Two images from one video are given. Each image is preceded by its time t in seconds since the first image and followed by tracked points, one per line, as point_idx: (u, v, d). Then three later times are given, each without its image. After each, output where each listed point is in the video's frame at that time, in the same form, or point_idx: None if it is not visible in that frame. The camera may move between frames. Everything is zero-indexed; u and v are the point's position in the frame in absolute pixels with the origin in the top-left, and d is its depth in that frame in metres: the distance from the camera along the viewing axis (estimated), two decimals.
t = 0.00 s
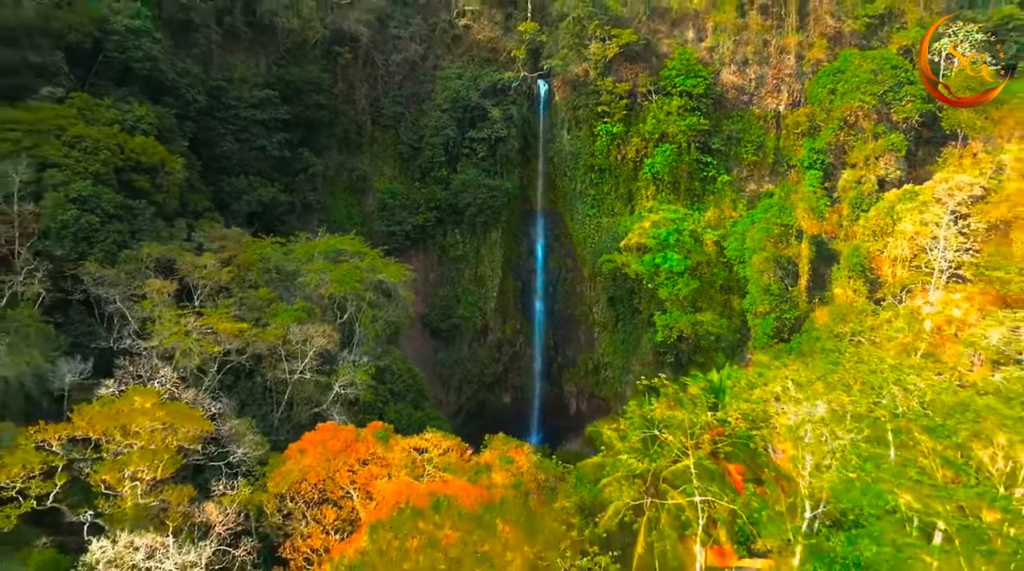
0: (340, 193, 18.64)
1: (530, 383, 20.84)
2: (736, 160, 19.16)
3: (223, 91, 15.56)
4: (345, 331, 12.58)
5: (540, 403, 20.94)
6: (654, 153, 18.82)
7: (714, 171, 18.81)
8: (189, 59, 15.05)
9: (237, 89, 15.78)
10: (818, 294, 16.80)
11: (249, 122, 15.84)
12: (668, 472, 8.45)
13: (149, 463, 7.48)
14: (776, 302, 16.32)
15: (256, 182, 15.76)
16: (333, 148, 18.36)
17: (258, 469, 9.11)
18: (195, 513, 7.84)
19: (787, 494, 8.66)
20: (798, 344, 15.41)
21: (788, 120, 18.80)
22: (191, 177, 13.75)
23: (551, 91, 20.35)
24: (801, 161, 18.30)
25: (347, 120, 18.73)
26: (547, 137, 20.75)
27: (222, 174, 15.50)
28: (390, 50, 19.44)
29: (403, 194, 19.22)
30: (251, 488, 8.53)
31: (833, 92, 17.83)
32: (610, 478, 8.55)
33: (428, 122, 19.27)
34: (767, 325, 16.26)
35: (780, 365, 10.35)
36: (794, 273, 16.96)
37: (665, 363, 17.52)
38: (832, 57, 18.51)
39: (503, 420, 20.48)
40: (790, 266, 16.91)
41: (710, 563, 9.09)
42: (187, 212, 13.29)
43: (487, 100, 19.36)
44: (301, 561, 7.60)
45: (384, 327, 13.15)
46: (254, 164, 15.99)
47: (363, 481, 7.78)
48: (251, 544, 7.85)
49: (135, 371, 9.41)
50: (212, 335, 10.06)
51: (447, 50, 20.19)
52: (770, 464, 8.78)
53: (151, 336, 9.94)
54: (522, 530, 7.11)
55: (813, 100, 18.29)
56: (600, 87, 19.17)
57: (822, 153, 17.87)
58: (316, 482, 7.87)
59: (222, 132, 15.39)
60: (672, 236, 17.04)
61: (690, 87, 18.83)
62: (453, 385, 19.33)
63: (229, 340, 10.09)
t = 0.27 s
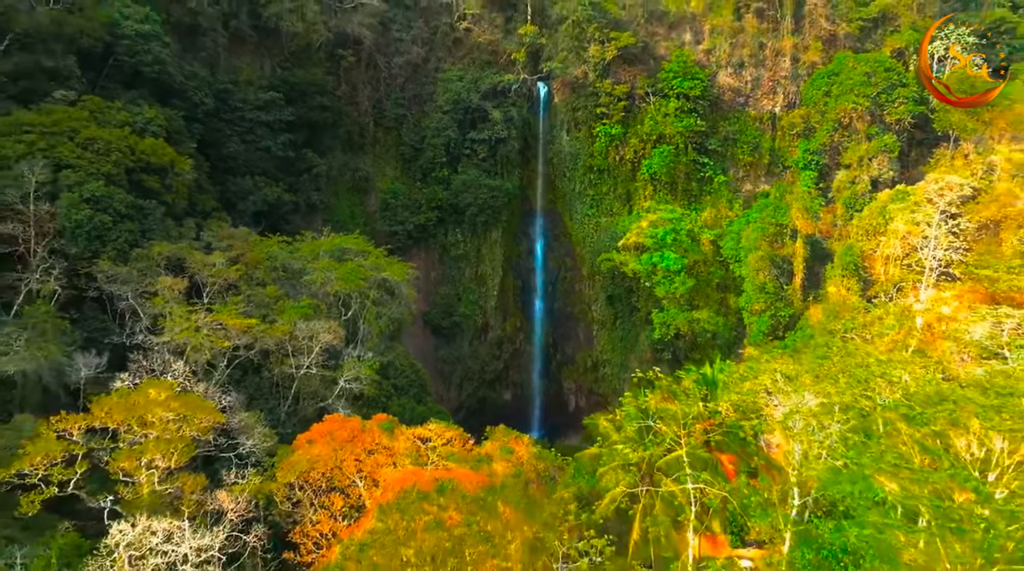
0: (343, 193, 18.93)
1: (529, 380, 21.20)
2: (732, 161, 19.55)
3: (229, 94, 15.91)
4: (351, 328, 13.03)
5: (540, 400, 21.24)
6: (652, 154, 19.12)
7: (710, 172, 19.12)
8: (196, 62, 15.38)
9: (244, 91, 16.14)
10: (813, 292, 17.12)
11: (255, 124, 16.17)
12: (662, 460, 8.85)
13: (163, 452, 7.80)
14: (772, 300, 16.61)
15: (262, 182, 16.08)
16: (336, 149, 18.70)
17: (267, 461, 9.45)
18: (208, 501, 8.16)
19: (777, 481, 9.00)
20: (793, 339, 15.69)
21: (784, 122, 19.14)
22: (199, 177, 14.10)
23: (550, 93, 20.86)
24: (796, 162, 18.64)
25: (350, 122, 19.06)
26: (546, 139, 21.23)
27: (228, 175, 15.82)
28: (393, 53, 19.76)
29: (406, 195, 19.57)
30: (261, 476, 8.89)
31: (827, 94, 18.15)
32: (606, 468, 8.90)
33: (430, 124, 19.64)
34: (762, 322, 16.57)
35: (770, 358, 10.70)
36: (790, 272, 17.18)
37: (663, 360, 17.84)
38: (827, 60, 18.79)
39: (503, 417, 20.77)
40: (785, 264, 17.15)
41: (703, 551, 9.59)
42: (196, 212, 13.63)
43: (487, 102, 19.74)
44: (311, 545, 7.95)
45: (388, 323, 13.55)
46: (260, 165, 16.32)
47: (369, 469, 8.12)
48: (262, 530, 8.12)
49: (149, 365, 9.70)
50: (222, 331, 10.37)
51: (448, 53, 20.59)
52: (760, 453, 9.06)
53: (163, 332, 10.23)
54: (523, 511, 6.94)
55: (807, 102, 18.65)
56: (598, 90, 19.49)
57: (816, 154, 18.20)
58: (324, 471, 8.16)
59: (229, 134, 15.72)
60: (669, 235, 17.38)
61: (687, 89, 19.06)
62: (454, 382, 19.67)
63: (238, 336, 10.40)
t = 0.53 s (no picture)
0: (346, 193, 19.19)
1: (529, 378, 21.37)
2: (728, 162, 19.82)
3: (235, 96, 16.25)
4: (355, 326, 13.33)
5: (539, 397, 21.43)
6: (649, 154, 19.47)
7: (707, 172, 19.43)
8: (203, 65, 15.71)
9: (249, 93, 16.49)
10: (808, 290, 17.44)
11: (260, 126, 16.50)
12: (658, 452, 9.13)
13: (178, 441, 8.11)
14: (768, 298, 16.93)
15: (267, 182, 16.38)
16: (339, 150, 19.01)
17: (275, 453, 9.74)
18: (220, 489, 8.48)
19: (767, 471, 9.31)
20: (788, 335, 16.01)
21: (781, 123, 19.34)
22: (207, 178, 14.45)
23: (550, 94, 21.19)
24: (791, 163, 18.95)
25: (353, 123, 19.36)
26: (546, 140, 21.53)
27: (234, 176, 16.12)
28: (395, 55, 20.10)
29: (408, 195, 19.90)
30: (270, 467, 9.18)
31: (821, 96, 18.46)
32: (603, 457, 9.26)
33: (432, 125, 19.99)
34: (758, 320, 16.91)
35: (759, 353, 10.99)
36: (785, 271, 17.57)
37: (660, 357, 18.19)
38: (822, 62, 19.14)
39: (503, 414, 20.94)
40: (779, 263, 17.52)
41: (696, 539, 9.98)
42: (204, 212, 13.95)
43: (488, 104, 20.10)
44: (319, 530, 8.31)
45: (390, 321, 13.86)
46: (265, 166, 16.63)
47: (375, 458, 8.45)
48: (272, 517, 8.46)
49: (161, 359, 10.10)
50: (232, 327, 10.67)
51: (449, 56, 21.01)
52: (752, 445, 9.54)
53: (173, 328, 10.52)
54: (526, 495, 7.19)
55: (807, 104, 18.75)
56: (597, 91, 19.81)
57: (810, 155, 18.52)
58: (331, 461, 8.44)
59: (234, 135, 16.03)
60: (667, 234, 17.71)
61: (685, 91, 19.36)
62: (455, 379, 19.97)
63: (247, 332, 10.71)
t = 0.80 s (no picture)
0: (349, 193, 19.51)
1: (529, 375, 21.68)
2: (725, 162, 20.13)
3: (241, 98, 16.58)
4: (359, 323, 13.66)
5: (538, 394, 21.76)
6: (648, 155, 19.82)
7: (704, 173, 19.75)
8: (210, 68, 16.05)
9: (254, 96, 16.82)
10: (803, 288, 17.69)
11: (266, 127, 16.82)
12: (653, 444, 9.46)
13: (191, 432, 8.44)
14: (763, 297, 17.34)
15: (272, 183, 16.70)
16: (343, 151, 19.34)
17: (284, 444, 10.05)
18: (231, 479, 8.79)
19: (758, 461, 9.63)
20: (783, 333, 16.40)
21: (775, 124, 19.82)
22: (214, 178, 14.78)
23: (549, 96, 21.51)
24: (786, 164, 19.26)
25: (356, 125, 19.70)
26: (546, 140, 21.86)
27: (240, 176, 16.45)
28: (397, 58, 20.45)
29: (410, 195, 20.24)
30: (279, 458, 9.50)
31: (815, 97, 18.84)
32: (601, 449, 9.66)
33: (433, 126, 20.32)
34: (754, 318, 17.27)
35: (752, 348, 11.31)
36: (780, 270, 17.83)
37: (658, 354, 18.51)
38: (817, 65, 19.57)
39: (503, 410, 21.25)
40: (775, 261, 17.80)
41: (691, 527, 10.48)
42: (211, 212, 14.28)
43: (488, 106, 20.44)
44: (328, 516, 8.65)
45: (393, 318, 14.21)
46: (270, 166, 16.96)
47: (381, 448, 8.81)
48: (282, 505, 8.78)
49: (173, 354, 10.42)
50: (241, 323, 11.01)
51: (451, 58, 21.35)
52: (744, 436, 9.91)
53: (184, 324, 10.83)
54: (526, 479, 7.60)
55: (799, 105, 19.27)
56: (596, 93, 20.17)
57: (805, 156, 18.88)
58: (338, 451, 8.76)
59: (240, 137, 16.36)
60: (664, 234, 18.05)
61: (682, 92, 19.72)
62: (456, 376, 20.27)
63: (255, 328, 11.05)
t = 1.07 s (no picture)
0: (352, 193, 19.85)
1: (528, 372, 21.98)
2: (722, 163, 20.46)
3: (247, 100, 16.92)
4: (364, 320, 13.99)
5: (538, 391, 22.08)
6: (646, 156, 20.19)
7: (701, 173, 20.13)
8: (216, 71, 16.40)
9: (260, 98, 17.15)
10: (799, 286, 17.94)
11: (271, 129, 17.16)
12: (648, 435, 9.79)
13: (204, 423, 8.76)
14: (759, 295, 17.66)
15: (277, 183, 17.01)
16: (346, 152, 19.68)
17: (292, 436, 10.33)
18: (241, 468, 9.10)
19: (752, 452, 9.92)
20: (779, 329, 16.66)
21: (771, 125, 20.09)
22: (221, 179, 15.12)
23: (549, 97, 21.88)
24: (782, 165, 19.57)
25: (359, 126, 20.04)
26: (546, 141, 22.22)
27: (246, 177, 16.78)
28: (399, 60, 20.78)
29: (412, 195, 20.60)
30: (287, 449, 9.80)
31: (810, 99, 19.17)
32: (598, 440, 9.98)
33: (435, 127, 20.66)
34: (749, 315, 17.61)
35: (743, 342, 11.69)
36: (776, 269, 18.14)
37: (656, 352, 18.79)
38: (812, 67, 19.87)
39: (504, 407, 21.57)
40: (770, 259, 18.11)
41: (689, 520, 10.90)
42: (219, 211, 14.62)
43: (489, 107, 20.76)
44: (335, 504, 8.96)
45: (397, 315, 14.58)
46: (275, 167, 17.29)
47: (386, 439, 9.16)
48: (291, 493, 9.11)
49: (184, 349, 10.74)
50: (250, 319, 11.35)
51: (452, 60, 21.69)
52: (735, 428, 10.61)
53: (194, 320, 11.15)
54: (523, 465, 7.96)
55: (793, 107, 19.58)
56: (595, 95, 20.52)
57: (801, 156, 19.16)
58: (345, 443, 9.10)
59: (246, 138, 16.70)
60: (661, 233, 18.42)
61: (679, 94, 20.07)
62: (457, 373, 20.58)
63: (263, 324, 11.38)
